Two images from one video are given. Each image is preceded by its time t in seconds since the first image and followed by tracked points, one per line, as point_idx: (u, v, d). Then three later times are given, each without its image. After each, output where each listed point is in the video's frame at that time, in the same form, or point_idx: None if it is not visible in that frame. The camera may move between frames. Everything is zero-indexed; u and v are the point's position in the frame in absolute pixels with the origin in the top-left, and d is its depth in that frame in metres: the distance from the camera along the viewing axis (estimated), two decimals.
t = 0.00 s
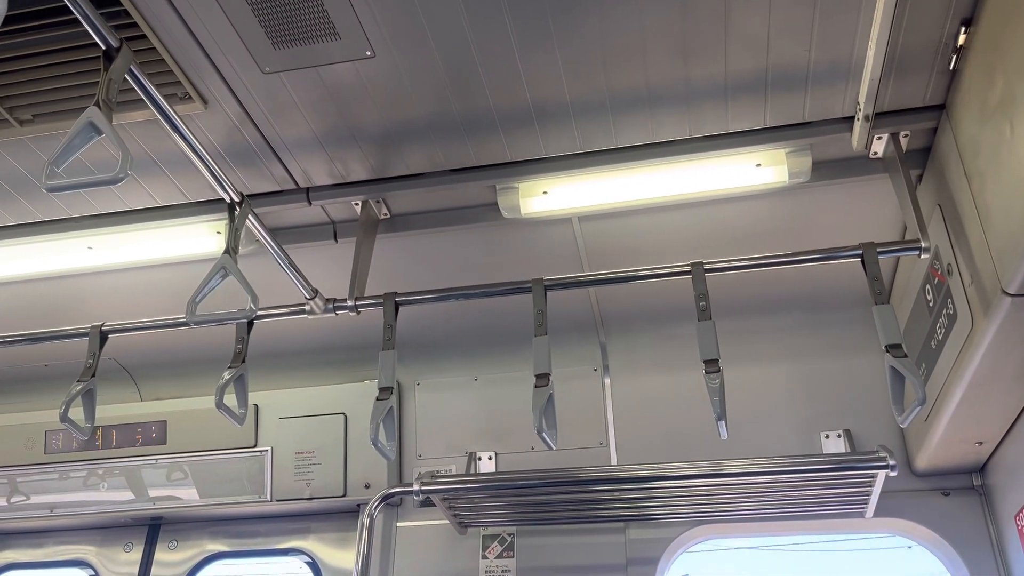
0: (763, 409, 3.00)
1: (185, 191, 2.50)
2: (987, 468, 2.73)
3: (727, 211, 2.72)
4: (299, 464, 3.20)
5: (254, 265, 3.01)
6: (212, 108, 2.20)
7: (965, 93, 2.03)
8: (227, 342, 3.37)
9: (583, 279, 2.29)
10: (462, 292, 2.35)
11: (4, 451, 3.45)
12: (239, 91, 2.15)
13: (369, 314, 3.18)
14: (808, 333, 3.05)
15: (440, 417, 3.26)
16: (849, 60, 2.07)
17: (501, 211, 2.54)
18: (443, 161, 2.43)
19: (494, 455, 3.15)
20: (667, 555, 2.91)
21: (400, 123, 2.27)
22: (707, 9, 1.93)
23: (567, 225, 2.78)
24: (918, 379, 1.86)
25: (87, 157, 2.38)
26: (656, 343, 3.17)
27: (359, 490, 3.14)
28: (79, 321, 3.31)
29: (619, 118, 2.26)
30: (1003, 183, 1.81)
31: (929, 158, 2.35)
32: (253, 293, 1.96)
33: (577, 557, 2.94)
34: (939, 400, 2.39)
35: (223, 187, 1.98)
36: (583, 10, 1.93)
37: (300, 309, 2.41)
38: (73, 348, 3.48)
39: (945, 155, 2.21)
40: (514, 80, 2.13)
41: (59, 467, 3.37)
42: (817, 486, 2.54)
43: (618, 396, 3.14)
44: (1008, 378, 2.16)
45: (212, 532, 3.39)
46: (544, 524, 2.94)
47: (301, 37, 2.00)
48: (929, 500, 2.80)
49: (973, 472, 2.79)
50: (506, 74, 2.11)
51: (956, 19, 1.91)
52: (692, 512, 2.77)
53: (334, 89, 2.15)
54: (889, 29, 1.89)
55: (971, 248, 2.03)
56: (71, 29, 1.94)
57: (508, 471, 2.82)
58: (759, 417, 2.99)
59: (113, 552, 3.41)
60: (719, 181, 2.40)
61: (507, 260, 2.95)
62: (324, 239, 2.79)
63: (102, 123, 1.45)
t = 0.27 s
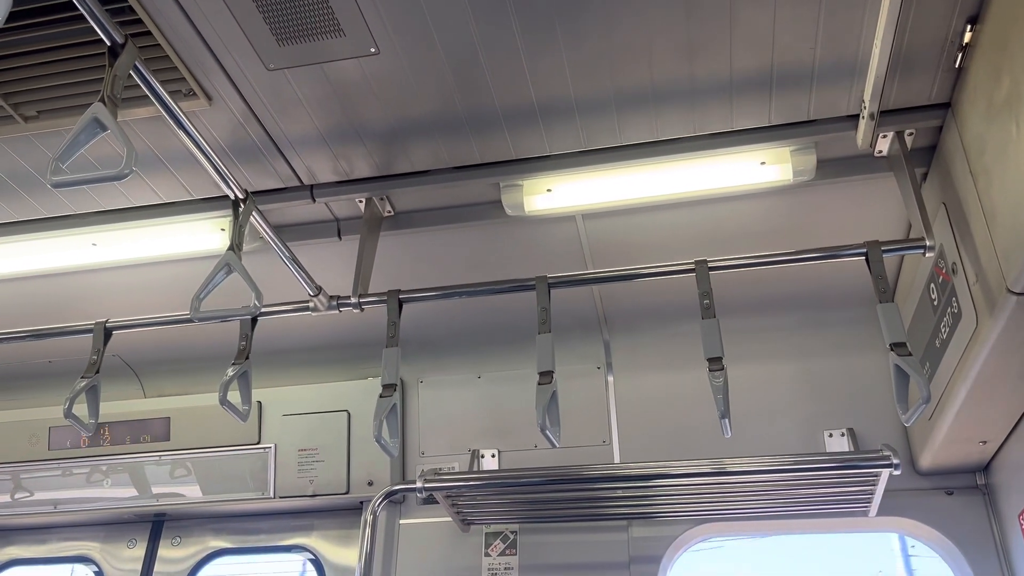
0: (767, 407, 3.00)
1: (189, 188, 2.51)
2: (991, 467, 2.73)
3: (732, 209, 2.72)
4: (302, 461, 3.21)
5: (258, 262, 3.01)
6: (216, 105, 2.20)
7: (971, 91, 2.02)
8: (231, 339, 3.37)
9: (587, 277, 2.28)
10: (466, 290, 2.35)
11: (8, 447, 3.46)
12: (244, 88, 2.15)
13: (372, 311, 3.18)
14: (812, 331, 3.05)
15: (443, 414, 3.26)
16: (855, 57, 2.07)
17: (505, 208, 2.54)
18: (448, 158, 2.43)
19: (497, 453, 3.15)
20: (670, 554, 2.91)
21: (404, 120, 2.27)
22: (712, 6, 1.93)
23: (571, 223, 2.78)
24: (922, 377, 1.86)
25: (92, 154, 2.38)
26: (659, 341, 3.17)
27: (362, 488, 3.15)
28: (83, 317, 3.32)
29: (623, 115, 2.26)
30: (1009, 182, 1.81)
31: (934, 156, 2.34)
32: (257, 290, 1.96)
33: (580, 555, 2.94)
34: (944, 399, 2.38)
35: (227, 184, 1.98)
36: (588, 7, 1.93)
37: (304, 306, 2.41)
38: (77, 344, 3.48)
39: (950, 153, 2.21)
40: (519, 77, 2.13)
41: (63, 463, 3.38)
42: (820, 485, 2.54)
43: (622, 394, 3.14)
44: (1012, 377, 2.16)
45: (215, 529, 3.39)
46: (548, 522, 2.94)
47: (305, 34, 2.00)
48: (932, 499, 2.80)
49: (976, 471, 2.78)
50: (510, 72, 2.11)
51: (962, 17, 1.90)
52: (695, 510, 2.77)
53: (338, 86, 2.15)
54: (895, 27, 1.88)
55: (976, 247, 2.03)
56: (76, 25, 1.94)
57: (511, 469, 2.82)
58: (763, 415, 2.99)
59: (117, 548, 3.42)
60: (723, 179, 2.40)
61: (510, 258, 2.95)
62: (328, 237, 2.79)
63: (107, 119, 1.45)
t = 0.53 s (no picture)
0: (768, 405, 3.00)
1: (191, 185, 2.51)
2: (992, 466, 2.73)
3: (733, 208, 2.72)
4: (303, 458, 3.21)
5: (260, 259, 3.01)
6: (218, 102, 2.21)
7: (973, 90, 2.02)
8: (233, 336, 3.38)
9: (588, 275, 2.28)
10: (467, 288, 2.35)
11: (11, 444, 3.47)
12: (246, 85, 2.16)
13: (374, 309, 3.18)
14: (814, 330, 3.05)
15: (444, 412, 3.26)
16: (856, 56, 2.06)
17: (507, 206, 2.54)
18: (449, 156, 2.43)
19: (498, 451, 3.16)
20: (670, 552, 2.91)
21: (405, 118, 2.27)
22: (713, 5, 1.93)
23: (573, 221, 2.78)
24: (923, 377, 1.86)
25: (94, 151, 2.39)
26: (660, 339, 3.17)
27: (364, 485, 3.15)
28: (85, 314, 3.32)
29: (625, 114, 2.26)
30: (1011, 181, 1.80)
31: (936, 155, 2.34)
32: (258, 287, 1.97)
33: (580, 553, 2.95)
34: (945, 398, 2.38)
35: (229, 182, 1.98)
36: (590, 5, 1.93)
37: (305, 304, 2.41)
38: (79, 341, 3.49)
39: (952, 152, 2.20)
40: (520, 75, 2.13)
41: (65, 460, 3.39)
42: (821, 484, 2.54)
43: (623, 392, 3.14)
44: (1014, 376, 2.16)
45: (216, 526, 3.40)
46: (548, 520, 2.95)
47: (307, 32, 2.00)
48: (934, 498, 2.80)
49: (977, 471, 2.78)
50: (512, 70, 2.11)
51: (964, 15, 1.90)
52: (696, 508, 2.78)
53: (340, 83, 2.15)
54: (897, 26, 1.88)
55: (977, 246, 2.03)
56: (78, 23, 1.94)
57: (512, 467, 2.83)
58: (764, 414, 2.99)
59: (119, 545, 3.43)
60: (724, 177, 2.40)
61: (511, 256, 2.95)
62: (329, 235, 2.79)
63: (109, 116, 1.45)
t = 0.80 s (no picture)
0: (771, 404, 3.00)
1: (194, 183, 2.51)
2: (995, 466, 2.73)
3: (736, 206, 2.71)
4: (306, 455, 3.22)
5: (262, 257, 3.02)
6: (222, 100, 2.21)
7: (977, 88, 2.02)
8: (236, 334, 3.38)
9: (590, 273, 2.28)
10: (470, 286, 2.35)
11: (14, 440, 3.48)
12: (249, 83, 2.16)
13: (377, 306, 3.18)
14: (817, 329, 3.05)
15: (447, 410, 3.27)
16: (860, 55, 2.06)
17: (509, 204, 2.54)
18: (452, 154, 2.43)
19: (500, 449, 3.16)
20: (672, 550, 2.92)
21: (408, 115, 2.27)
22: (717, 3, 1.92)
23: (576, 219, 2.78)
24: (926, 376, 1.86)
25: (97, 148, 2.39)
26: (663, 337, 3.17)
27: (366, 483, 3.15)
28: (89, 311, 3.33)
29: (628, 112, 2.26)
30: (1014, 180, 1.80)
31: (940, 154, 2.33)
32: (261, 284, 1.97)
33: (583, 551, 2.95)
34: (948, 397, 2.38)
35: (233, 179, 1.98)
36: (593, 4, 1.93)
37: (308, 301, 2.42)
38: (82, 338, 3.50)
39: (955, 151, 2.20)
40: (523, 73, 2.13)
41: (68, 457, 3.39)
42: (824, 483, 2.54)
43: (625, 391, 3.14)
44: (1017, 375, 2.15)
45: (219, 523, 3.40)
46: (551, 518, 2.95)
47: (310, 30, 2.00)
48: (936, 497, 2.80)
49: (980, 470, 2.78)
50: (515, 67, 2.11)
51: (968, 14, 1.90)
52: (698, 506, 2.78)
53: (344, 81, 2.15)
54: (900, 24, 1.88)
55: (981, 245, 2.02)
56: (82, 20, 1.94)
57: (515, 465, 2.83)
58: (766, 413, 2.99)
59: (122, 542, 3.44)
60: (727, 176, 2.40)
61: (514, 253, 2.95)
62: (332, 232, 2.79)
63: (113, 114, 1.46)
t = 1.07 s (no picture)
0: (775, 402, 3.00)
1: (200, 180, 2.52)
2: (999, 465, 2.73)
3: (741, 204, 2.71)
4: (310, 452, 3.22)
5: (267, 254, 3.02)
6: (227, 97, 2.21)
7: (983, 87, 2.01)
8: (240, 331, 3.39)
9: (595, 271, 2.28)
10: (475, 283, 2.35)
11: (19, 436, 3.49)
12: (255, 80, 2.16)
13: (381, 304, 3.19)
14: (822, 327, 3.05)
15: (451, 407, 3.27)
16: (866, 53, 2.06)
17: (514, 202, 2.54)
18: (457, 151, 2.43)
19: (504, 446, 3.16)
20: (676, 548, 2.92)
21: (414, 113, 2.27)
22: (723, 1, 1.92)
23: (580, 217, 2.78)
24: (931, 374, 1.86)
25: (103, 145, 2.39)
26: (667, 335, 3.17)
27: (370, 480, 3.16)
28: (93, 308, 3.34)
29: (634, 110, 2.26)
30: (1021, 178, 1.80)
31: (945, 152, 2.33)
32: (266, 281, 1.97)
33: (586, 548, 2.95)
34: (953, 396, 2.38)
35: (239, 176, 1.98)
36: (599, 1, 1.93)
37: (313, 298, 2.42)
38: (87, 335, 3.51)
39: (961, 150, 2.20)
40: (529, 71, 2.13)
41: (72, 453, 3.40)
42: (828, 481, 2.54)
43: (629, 388, 3.15)
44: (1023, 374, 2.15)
45: (223, 519, 3.41)
46: (554, 515, 2.95)
47: (316, 27, 2.00)
48: (940, 496, 2.80)
49: (984, 469, 2.78)
50: (520, 65, 2.11)
51: (975, 12, 1.89)
52: (702, 504, 2.78)
53: (349, 79, 2.16)
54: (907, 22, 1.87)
55: (987, 243, 2.02)
56: (88, 17, 1.94)
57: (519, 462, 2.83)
58: (770, 411, 2.99)
59: (126, 538, 3.44)
60: (732, 174, 2.40)
61: (519, 251, 2.95)
62: (337, 230, 2.80)
63: (120, 111, 1.46)
